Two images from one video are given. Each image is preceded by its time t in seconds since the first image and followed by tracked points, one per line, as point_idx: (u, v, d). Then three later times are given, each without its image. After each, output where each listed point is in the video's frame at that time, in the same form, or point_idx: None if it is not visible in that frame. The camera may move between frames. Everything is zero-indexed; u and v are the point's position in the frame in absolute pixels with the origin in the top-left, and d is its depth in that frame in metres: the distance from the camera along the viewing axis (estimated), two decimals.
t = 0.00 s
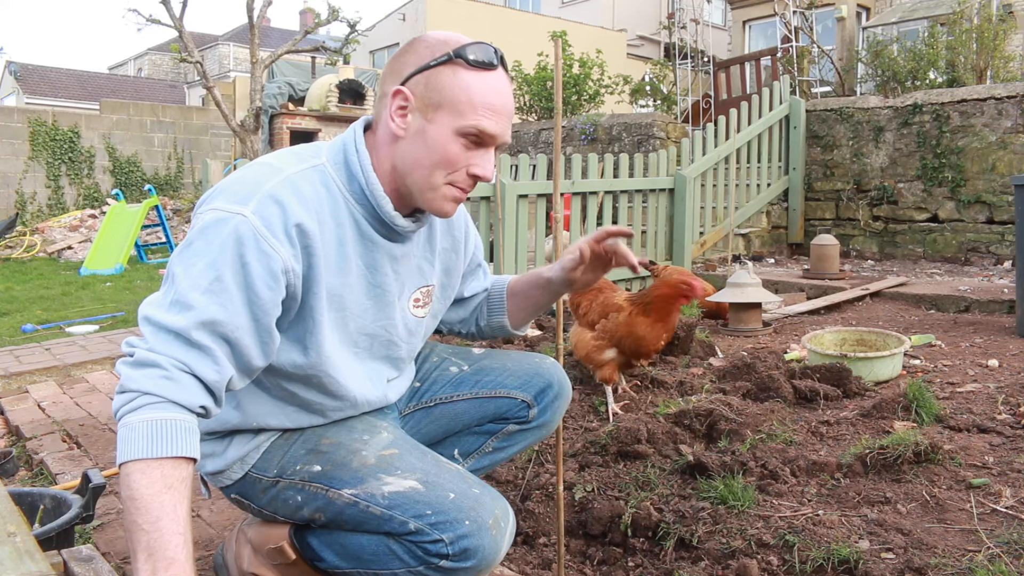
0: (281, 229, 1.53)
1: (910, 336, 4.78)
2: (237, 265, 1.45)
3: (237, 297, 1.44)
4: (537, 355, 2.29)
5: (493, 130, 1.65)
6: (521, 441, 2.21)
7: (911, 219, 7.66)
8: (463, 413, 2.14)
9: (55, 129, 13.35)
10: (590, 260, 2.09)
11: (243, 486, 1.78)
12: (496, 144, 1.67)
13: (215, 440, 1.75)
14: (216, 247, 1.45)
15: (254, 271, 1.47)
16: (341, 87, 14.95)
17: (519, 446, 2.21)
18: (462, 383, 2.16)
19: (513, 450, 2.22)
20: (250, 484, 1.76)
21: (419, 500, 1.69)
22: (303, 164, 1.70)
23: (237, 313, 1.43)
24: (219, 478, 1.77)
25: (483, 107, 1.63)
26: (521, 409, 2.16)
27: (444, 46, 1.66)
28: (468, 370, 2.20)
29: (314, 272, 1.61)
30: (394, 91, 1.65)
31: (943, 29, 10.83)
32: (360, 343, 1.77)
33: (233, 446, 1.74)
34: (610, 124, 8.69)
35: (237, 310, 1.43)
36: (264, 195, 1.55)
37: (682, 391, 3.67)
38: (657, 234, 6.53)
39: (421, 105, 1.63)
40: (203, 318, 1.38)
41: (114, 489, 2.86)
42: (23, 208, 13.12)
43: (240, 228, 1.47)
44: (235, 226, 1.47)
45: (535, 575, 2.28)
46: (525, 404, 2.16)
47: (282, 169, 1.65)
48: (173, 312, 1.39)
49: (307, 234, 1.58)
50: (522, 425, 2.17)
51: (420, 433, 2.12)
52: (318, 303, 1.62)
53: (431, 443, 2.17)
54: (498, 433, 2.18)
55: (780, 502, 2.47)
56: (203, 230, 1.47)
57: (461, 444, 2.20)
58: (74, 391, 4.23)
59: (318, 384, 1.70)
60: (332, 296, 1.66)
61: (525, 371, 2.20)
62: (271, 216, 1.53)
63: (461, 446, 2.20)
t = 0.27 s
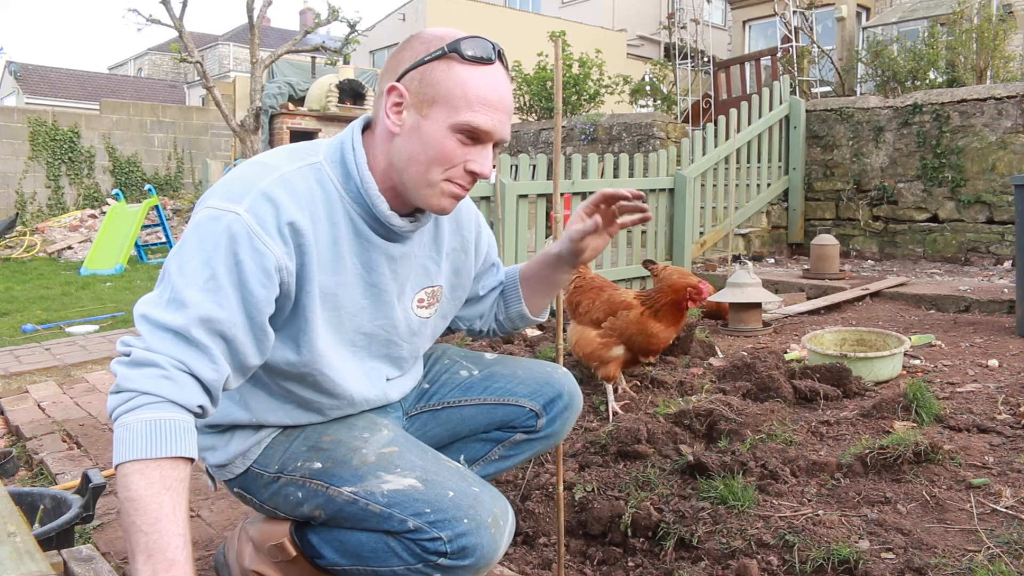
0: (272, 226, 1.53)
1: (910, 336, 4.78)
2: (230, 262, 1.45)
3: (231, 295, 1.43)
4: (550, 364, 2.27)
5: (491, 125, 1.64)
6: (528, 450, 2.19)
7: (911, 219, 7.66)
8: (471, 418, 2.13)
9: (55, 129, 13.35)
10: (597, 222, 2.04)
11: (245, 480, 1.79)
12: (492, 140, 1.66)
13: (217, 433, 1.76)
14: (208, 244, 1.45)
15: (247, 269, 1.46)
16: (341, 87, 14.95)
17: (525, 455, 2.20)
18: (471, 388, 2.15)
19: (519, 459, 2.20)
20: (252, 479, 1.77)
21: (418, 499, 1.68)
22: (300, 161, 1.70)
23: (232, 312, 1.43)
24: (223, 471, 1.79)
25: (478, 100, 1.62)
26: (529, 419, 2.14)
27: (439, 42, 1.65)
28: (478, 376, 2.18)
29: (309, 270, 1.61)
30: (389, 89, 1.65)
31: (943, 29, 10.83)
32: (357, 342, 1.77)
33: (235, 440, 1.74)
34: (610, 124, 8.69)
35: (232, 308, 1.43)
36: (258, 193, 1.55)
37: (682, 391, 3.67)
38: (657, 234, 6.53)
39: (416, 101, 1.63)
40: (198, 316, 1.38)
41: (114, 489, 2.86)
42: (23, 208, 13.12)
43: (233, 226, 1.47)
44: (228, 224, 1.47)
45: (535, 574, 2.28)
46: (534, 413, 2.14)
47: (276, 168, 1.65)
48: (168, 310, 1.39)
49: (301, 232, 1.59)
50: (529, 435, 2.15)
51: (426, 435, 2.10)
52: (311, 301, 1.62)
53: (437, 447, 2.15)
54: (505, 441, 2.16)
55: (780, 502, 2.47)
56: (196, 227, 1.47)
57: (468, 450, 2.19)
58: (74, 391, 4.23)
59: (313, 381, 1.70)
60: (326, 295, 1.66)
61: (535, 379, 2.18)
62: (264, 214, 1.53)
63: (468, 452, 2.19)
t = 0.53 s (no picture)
0: (266, 223, 1.54)
1: (910, 336, 4.78)
2: (224, 259, 1.46)
3: (227, 291, 1.44)
4: (559, 374, 2.26)
5: (485, 126, 1.62)
6: (532, 460, 2.17)
7: (911, 219, 7.66)
8: (476, 424, 2.12)
9: (55, 129, 13.35)
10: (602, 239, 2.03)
11: (247, 473, 1.80)
12: (487, 141, 1.65)
13: (218, 426, 1.78)
14: (203, 240, 1.46)
15: (242, 265, 1.47)
16: (341, 87, 14.95)
17: (530, 465, 2.19)
18: (478, 394, 2.13)
19: (523, 468, 2.19)
20: (253, 472, 1.79)
21: (410, 495, 1.67)
22: (298, 161, 1.71)
23: (226, 308, 1.44)
24: (225, 463, 1.81)
25: (468, 100, 1.60)
26: (535, 429, 2.12)
27: (433, 41, 1.65)
28: (487, 382, 2.17)
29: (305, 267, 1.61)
30: (383, 87, 1.65)
31: (943, 29, 10.83)
32: (355, 342, 1.77)
33: (236, 432, 1.76)
34: (611, 124, 8.69)
35: (227, 304, 1.44)
36: (253, 191, 1.56)
37: (682, 391, 3.67)
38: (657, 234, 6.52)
39: (408, 100, 1.63)
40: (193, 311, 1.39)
41: (114, 489, 2.86)
42: (23, 208, 13.12)
43: (227, 222, 1.48)
44: (222, 221, 1.48)
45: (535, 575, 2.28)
46: (540, 423, 2.12)
47: (273, 166, 1.65)
48: (166, 305, 1.40)
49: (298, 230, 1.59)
50: (535, 445, 2.14)
51: (430, 439, 2.09)
52: (305, 299, 1.63)
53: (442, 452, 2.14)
54: (511, 450, 2.15)
55: (781, 502, 2.47)
56: (191, 224, 1.49)
57: (472, 457, 2.18)
58: (74, 391, 4.23)
59: (309, 378, 1.71)
60: (320, 294, 1.67)
61: (544, 388, 2.16)
62: (260, 212, 1.54)
63: (472, 459, 2.18)
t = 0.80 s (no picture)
0: (259, 219, 1.54)
1: (910, 336, 4.78)
2: (218, 256, 1.47)
3: (225, 288, 1.45)
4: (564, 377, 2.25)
5: (459, 117, 1.59)
6: (531, 468, 2.19)
7: (911, 219, 7.66)
8: (478, 426, 2.12)
9: (55, 129, 13.35)
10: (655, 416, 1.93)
11: (242, 468, 1.80)
12: (469, 135, 1.63)
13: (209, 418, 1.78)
14: (200, 238, 1.47)
15: (238, 262, 1.48)
16: (341, 87, 14.95)
17: (530, 472, 2.20)
18: (481, 398, 2.13)
19: (523, 475, 2.21)
20: (247, 466, 1.79)
21: (391, 482, 1.69)
22: (293, 159, 1.71)
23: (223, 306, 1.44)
24: (221, 457, 1.81)
25: (428, 91, 1.57)
26: (537, 438, 2.13)
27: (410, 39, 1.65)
28: (491, 386, 2.16)
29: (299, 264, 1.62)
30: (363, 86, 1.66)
31: (943, 29, 10.82)
32: (346, 342, 1.77)
33: (227, 427, 1.75)
34: (611, 124, 8.69)
35: (226, 303, 1.44)
36: (247, 189, 1.57)
37: (681, 392, 3.67)
38: (657, 234, 6.52)
39: (386, 97, 1.63)
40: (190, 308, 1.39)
41: (114, 489, 2.86)
42: (23, 208, 13.12)
43: (223, 221, 1.49)
44: (218, 219, 1.49)
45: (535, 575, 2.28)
46: (542, 431, 2.12)
47: (268, 166, 1.65)
48: (170, 304, 1.41)
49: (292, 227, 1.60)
50: (536, 453, 2.15)
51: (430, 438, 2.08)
52: (295, 298, 1.63)
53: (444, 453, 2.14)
54: (511, 457, 2.16)
55: (781, 502, 2.47)
56: (188, 222, 1.50)
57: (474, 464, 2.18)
58: (74, 391, 4.23)
59: (298, 377, 1.70)
60: (311, 292, 1.67)
61: (549, 396, 2.14)
62: (255, 209, 1.54)
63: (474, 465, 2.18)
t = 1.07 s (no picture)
0: (260, 219, 1.54)
1: (910, 336, 4.78)
2: (220, 253, 1.47)
3: (226, 287, 1.45)
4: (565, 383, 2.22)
5: (450, 116, 1.60)
6: (530, 471, 2.19)
7: (911, 219, 7.66)
8: (473, 430, 2.11)
9: (55, 129, 13.35)
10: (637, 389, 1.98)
11: (237, 468, 1.81)
12: (463, 133, 1.63)
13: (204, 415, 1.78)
14: (201, 236, 1.47)
15: (238, 260, 1.48)
16: (341, 87, 14.95)
17: (529, 475, 2.21)
18: (478, 400, 2.12)
19: (522, 478, 2.21)
20: (242, 466, 1.79)
21: (379, 484, 1.68)
22: (295, 160, 1.71)
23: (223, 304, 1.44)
24: (218, 456, 1.81)
25: (408, 86, 1.58)
26: (534, 441, 2.13)
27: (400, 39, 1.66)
28: (487, 388, 2.15)
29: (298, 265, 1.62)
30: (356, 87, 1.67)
31: (943, 29, 10.82)
32: (343, 347, 1.77)
33: (220, 426, 1.74)
34: (610, 124, 8.69)
35: (227, 302, 1.44)
36: (248, 188, 1.57)
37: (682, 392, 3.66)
38: (657, 234, 6.52)
39: (379, 96, 1.64)
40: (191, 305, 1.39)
41: (114, 489, 2.86)
42: (23, 208, 13.12)
43: (223, 219, 1.49)
44: (219, 217, 1.49)
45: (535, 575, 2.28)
46: (538, 435, 2.12)
47: (268, 165, 1.66)
48: (173, 303, 1.42)
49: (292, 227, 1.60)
50: (532, 456, 2.16)
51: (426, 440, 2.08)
52: (291, 300, 1.63)
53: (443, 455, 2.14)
54: (508, 461, 2.17)
55: (781, 502, 2.47)
56: (190, 219, 1.50)
57: (470, 466, 2.19)
58: (74, 391, 4.23)
59: (291, 380, 1.69)
60: (308, 295, 1.67)
61: (545, 398, 2.13)
62: (255, 208, 1.55)
63: (470, 468, 2.19)
